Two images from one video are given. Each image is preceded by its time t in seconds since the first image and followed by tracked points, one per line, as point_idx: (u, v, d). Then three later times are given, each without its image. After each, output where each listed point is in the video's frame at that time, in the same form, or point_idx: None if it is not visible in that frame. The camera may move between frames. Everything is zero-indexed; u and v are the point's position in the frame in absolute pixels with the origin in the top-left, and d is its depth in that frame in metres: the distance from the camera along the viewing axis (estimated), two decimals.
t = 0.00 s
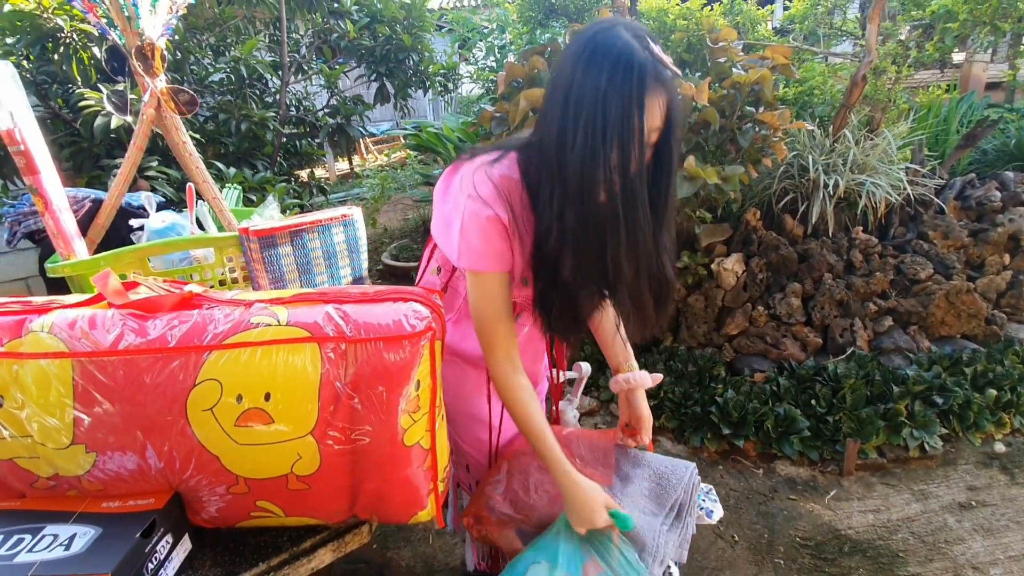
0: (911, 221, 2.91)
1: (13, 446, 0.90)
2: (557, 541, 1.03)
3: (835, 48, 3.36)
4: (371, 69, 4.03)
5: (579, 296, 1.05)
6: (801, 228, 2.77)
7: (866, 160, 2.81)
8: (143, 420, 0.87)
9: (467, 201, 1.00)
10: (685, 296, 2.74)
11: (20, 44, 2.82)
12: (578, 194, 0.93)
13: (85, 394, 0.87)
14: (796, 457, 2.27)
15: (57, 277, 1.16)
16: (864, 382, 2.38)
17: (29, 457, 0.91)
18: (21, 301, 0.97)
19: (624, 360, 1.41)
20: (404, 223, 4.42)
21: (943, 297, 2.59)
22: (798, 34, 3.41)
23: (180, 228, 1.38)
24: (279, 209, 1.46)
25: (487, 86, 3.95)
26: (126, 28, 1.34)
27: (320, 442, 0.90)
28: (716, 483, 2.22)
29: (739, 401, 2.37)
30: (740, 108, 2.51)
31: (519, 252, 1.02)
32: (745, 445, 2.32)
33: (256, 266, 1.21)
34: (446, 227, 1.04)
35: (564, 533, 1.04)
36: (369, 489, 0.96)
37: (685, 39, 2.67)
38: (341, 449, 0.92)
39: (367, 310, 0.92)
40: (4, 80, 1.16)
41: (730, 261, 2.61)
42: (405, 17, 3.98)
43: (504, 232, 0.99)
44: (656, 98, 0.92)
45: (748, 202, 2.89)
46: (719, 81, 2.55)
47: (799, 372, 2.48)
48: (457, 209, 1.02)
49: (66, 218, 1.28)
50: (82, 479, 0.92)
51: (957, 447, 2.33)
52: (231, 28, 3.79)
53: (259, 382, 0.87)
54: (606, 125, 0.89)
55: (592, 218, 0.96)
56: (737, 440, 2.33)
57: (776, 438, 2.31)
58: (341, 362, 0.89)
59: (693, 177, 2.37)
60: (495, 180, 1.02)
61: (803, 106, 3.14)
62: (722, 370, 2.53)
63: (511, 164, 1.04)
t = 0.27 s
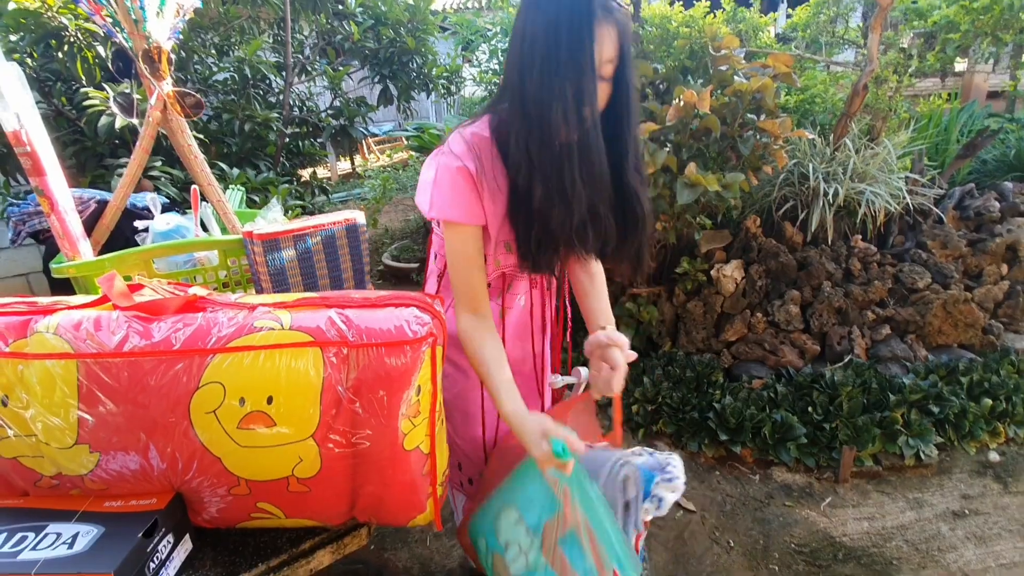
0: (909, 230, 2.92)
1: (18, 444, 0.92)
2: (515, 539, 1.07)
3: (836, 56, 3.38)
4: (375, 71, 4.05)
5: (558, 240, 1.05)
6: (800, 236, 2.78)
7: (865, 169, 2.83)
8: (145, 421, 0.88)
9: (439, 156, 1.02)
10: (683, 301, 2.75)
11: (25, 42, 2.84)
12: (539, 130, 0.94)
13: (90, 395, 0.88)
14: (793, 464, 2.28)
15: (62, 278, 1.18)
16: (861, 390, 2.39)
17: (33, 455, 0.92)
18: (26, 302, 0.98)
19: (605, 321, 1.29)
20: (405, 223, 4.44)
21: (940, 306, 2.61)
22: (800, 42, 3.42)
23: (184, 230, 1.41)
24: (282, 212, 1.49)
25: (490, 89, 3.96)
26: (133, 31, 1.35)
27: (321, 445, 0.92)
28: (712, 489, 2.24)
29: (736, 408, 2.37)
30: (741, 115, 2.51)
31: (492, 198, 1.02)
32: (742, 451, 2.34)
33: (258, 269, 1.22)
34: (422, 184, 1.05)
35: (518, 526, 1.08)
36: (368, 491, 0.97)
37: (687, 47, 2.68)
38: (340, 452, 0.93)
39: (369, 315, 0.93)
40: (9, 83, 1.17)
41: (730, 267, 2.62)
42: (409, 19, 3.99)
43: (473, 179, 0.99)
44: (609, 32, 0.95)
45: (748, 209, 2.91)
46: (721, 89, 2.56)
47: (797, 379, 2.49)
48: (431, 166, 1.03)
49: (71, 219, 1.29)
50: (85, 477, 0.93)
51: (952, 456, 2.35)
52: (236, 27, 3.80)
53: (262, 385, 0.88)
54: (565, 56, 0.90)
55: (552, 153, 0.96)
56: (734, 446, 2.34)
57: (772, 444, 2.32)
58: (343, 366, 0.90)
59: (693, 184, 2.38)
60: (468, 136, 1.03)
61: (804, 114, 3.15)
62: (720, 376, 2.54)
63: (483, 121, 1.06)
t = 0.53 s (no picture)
0: (908, 264, 2.94)
1: (18, 464, 0.92)
2: (528, 437, 0.85)
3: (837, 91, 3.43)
4: (383, 94, 4.11)
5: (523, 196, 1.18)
6: (800, 267, 2.80)
7: (865, 202, 2.86)
8: (147, 444, 0.89)
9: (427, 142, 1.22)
10: (683, 329, 2.76)
11: (42, 60, 2.89)
12: (493, 104, 1.15)
13: (93, 417, 0.88)
14: (791, 496, 2.27)
15: (71, 298, 1.22)
16: (860, 423, 2.39)
17: (33, 475, 0.92)
18: (35, 323, 0.99)
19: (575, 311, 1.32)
20: (408, 243, 4.47)
21: (939, 340, 2.62)
22: (801, 76, 3.48)
23: (192, 252, 1.45)
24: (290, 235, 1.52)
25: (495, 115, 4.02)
26: (152, 59, 1.46)
27: (320, 472, 0.92)
28: (709, 519, 2.23)
29: (735, 438, 2.37)
30: (743, 148, 2.55)
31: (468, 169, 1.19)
32: (740, 482, 2.32)
33: (265, 293, 1.25)
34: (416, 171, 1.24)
35: (527, 420, 0.87)
36: (366, 519, 0.97)
37: (690, 80, 2.74)
38: (340, 479, 0.93)
39: (373, 343, 0.95)
40: (27, 108, 1.24)
41: (730, 296, 2.63)
42: (418, 45, 4.06)
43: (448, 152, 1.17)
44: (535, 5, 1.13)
45: (748, 239, 2.93)
46: (723, 122, 2.60)
47: (795, 410, 2.48)
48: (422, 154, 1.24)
49: (83, 241, 1.32)
50: (84, 498, 0.93)
51: (950, 492, 2.34)
52: (248, 48, 3.87)
53: (265, 411, 0.89)
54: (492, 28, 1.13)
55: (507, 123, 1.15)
56: (732, 477, 2.33)
57: (770, 476, 2.31)
58: (345, 393, 0.91)
59: (694, 215, 2.40)
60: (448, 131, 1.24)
61: (805, 147, 3.20)
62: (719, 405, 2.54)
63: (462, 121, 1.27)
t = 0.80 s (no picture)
0: (912, 297, 2.94)
1: (22, 494, 0.92)
2: (550, 285, 0.96)
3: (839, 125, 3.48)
4: (393, 124, 4.18)
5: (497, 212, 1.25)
6: (804, 299, 2.80)
7: (868, 236, 2.87)
8: (152, 477, 0.89)
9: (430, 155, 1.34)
10: (687, 359, 2.75)
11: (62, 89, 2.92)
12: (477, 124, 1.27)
13: (100, 449, 0.89)
14: (797, 533, 2.24)
15: (82, 327, 1.23)
16: (866, 459, 2.36)
17: (36, 506, 0.92)
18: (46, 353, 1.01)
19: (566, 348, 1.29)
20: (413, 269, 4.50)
21: (945, 375, 2.61)
22: (804, 110, 3.54)
23: (203, 282, 1.47)
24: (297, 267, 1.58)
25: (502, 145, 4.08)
26: (172, 95, 1.55)
27: (323, 508, 0.91)
28: (714, 556, 2.20)
29: (739, 471, 2.35)
30: (746, 182, 2.57)
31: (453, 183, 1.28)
32: (745, 517, 2.29)
33: (275, 325, 1.26)
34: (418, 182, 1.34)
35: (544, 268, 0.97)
36: (368, 556, 0.96)
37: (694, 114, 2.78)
38: (342, 515, 0.92)
39: (379, 378, 0.95)
40: (49, 143, 1.30)
41: (734, 327, 2.61)
42: (427, 77, 4.14)
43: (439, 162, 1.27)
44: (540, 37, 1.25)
45: (752, 270, 2.95)
46: (726, 156, 2.63)
47: (801, 444, 2.46)
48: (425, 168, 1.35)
49: (97, 271, 1.36)
50: (86, 531, 0.93)
51: (958, 530, 2.31)
52: (262, 77, 3.95)
53: (270, 444, 0.89)
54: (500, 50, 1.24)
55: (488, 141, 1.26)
56: (737, 512, 2.30)
57: (776, 511, 2.28)
58: (351, 428, 0.91)
59: (698, 247, 2.42)
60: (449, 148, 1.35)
61: (807, 180, 3.23)
62: (723, 438, 2.52)
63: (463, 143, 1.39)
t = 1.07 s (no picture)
0: (914, 306, 2.94)
1: (25, 499, 0.92)
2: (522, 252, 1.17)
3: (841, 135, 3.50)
4: (396, 132, 4.20)
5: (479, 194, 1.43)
6: (806, 308, 2.81)
7: (869, 245, 2.88)
8: (155, 482, 0.89)
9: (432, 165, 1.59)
10: (689, 368, 2.75)
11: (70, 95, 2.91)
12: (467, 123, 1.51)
13: (105, 454, 0.89)
14: (799, 543, 2.23)
15: (88, 332, 1.25)
16: (869, 468, 2.36)
17: (39, 511, 0.92)
18: (53, 358, 1.01)
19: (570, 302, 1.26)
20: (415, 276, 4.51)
21: (946, 385, 2.59)
22: (805, 120, 3.55)
23: (209, 287, 1.48)
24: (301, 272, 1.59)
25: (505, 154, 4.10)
26: (181, 103, 1.57)
27: (325, 514, 0.91)
28: (716, 566, 2.19)
29: (741, 480, 2.34)
30: (748, 191, 2.58)
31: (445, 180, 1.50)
32: (747, 526, 2.29)
33: (279, 329, 1.28)
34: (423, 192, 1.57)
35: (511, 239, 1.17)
36: (370, 563, 0.96)
37: (696, 124, 2.80)
38: (345, 521, 0.92)
39: (383, 384, 0.96)
40: (59, 149, 1.30)
41: (736, 335, 2.62)
42: (431, 86, 4.16)
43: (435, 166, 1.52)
44: (514, 39, 1.48)
45: (753, 279, 2.95)
46: (728, 165, 2.64)
47: (803, 453, 2.45)
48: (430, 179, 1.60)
49: (103, 276, 1.37)
50: (88, 536, 0.93)
51: (960, 540, 2.30)
52: (267, 85, 3.97)
53: (274, 450, 0.89)
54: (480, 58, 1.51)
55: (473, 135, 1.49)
56: (739, 521, 2.29)
57: (778, 521, 2.27)
58: (354, 434, 0.91)
59: (699, 255, 2.42)
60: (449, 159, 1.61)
61: (809, 189, 3.24)
62: (725, 447, 2.51)
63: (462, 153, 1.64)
